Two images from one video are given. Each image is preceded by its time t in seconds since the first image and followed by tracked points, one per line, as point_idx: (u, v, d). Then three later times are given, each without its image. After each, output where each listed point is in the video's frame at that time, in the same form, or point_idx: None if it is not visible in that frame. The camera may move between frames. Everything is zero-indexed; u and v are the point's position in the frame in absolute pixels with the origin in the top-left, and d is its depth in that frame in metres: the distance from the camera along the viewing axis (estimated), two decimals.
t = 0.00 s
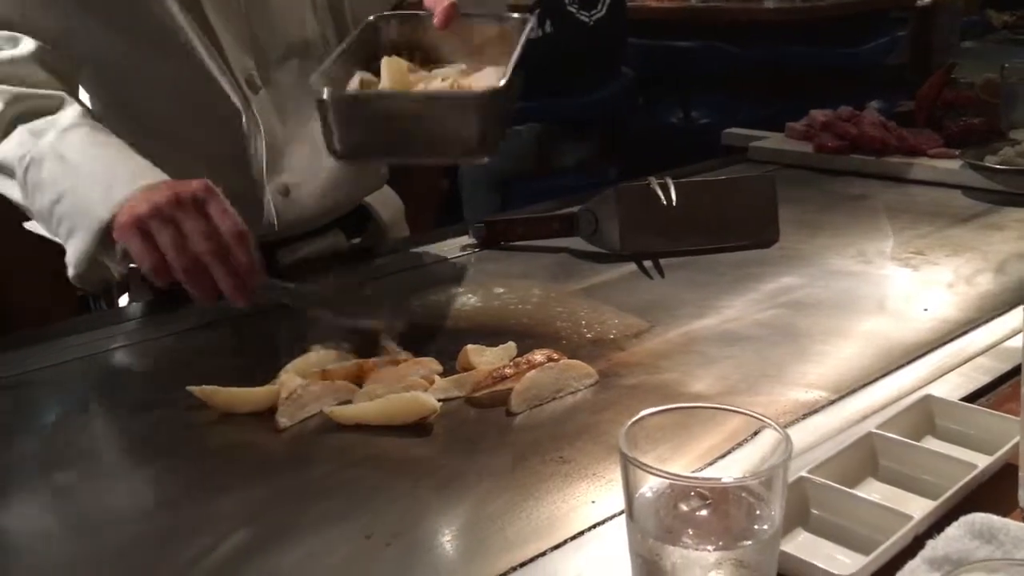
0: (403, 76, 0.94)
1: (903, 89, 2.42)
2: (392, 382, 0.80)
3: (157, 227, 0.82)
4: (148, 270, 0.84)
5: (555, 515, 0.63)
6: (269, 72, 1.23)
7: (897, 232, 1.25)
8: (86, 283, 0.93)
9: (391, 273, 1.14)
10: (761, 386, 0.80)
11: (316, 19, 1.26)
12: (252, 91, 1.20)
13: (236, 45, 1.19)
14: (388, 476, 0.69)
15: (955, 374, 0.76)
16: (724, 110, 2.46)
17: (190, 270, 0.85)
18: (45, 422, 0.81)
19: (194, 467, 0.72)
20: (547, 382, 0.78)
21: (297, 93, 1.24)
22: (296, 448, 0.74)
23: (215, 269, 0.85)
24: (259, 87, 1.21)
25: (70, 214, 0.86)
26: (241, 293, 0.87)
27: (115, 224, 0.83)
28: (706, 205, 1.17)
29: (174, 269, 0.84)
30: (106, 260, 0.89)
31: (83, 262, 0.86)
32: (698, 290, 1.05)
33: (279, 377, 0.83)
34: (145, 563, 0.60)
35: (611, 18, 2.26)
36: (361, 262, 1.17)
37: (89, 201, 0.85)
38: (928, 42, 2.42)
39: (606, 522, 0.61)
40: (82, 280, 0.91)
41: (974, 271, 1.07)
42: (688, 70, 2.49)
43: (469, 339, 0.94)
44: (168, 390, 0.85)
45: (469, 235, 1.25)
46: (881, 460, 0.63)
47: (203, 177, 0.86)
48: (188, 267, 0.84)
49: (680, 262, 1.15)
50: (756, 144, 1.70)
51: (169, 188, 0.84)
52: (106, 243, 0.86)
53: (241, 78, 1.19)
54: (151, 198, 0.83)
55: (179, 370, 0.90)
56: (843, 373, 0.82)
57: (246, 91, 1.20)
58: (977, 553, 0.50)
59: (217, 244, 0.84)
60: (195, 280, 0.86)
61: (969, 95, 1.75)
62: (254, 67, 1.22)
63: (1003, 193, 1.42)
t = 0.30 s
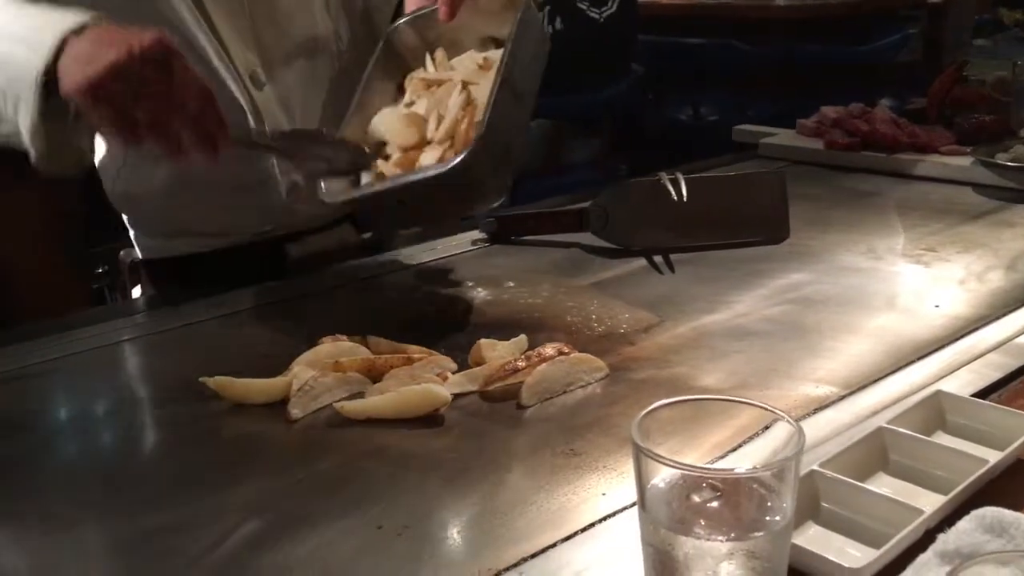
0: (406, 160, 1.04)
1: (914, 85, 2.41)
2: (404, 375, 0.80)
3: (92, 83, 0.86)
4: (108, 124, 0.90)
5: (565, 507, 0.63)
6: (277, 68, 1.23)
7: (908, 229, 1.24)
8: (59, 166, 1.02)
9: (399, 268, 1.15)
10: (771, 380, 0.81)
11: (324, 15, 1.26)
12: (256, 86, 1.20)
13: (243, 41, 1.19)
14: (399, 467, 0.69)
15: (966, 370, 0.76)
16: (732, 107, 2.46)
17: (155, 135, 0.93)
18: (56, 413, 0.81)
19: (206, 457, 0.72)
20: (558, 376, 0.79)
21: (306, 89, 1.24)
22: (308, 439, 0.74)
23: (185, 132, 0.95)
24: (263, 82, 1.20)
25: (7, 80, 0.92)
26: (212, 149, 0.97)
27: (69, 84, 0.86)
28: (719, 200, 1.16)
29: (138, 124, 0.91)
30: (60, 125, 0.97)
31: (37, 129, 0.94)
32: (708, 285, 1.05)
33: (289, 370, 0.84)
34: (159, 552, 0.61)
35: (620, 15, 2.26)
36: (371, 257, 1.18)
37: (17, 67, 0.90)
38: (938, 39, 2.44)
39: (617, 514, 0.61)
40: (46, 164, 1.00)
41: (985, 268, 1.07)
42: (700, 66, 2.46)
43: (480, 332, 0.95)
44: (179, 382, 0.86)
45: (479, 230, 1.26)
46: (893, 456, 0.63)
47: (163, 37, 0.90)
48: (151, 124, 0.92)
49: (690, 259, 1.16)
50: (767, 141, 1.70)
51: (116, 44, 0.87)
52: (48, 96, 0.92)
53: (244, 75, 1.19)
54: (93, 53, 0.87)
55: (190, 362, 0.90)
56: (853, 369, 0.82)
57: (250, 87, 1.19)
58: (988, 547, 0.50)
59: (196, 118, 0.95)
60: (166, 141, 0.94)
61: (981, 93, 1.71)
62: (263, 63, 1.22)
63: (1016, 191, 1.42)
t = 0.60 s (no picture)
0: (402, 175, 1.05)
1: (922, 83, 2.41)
2: (413, 367, 0.80)
3: (248, 80, 0.79)
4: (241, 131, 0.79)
5: (574, 499, 0.63)
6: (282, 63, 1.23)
7: (916, 226, 1.24)
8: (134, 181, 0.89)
9: (406, 262, 1.15)
10: (780, 375, 0.81)
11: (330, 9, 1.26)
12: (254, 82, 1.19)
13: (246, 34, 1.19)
14: (407, 458, 0.69)
15: (975, 366, 0.76)
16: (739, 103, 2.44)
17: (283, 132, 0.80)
18: (63, 404, 0.81)
19: (214, 447, 0.72)
20: (566, 369, 0.79)
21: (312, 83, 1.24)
22: (315, 431, 0.74)
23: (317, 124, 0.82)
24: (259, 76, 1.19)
25: (117, 87, 0.84)
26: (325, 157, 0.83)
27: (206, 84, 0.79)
28: (726, 195, 1.17)
29: (266, 125, 0.79)
30: (169, 134, 0.87)
31: (148, 134, 0.84)
32: (716, 280, 1.05)
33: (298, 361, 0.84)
34: (168, 540, 0.61)
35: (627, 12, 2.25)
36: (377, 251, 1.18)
37: (137, 71, 0.83)
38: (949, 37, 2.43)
39: (626, 506, 0.61)
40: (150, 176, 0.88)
41: (995, 265, 1.07)
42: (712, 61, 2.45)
43: (488, 325, 0.95)
44: (185, 375, 0.86)
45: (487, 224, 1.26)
46: (903, 450, 0.63)
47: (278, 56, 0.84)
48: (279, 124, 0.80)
49: (698, 254, 1.16)
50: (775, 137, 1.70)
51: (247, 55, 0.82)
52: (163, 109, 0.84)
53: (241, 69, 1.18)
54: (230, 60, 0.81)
55: (197, 353, 0.90)
56: (862, 364, 0.82)
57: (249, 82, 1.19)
58: (998, 540, 0.50)
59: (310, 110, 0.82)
60: (283, 142, 0.81)
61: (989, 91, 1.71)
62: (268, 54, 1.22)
63: None
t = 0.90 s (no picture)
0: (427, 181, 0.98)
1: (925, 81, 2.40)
2: (416, 363, 0.80)
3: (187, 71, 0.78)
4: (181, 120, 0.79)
5: (576, 495, 0.63)
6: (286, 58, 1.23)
7: (919, 224, 1.24)
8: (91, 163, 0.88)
9: (409, 258, 1.15)
10: (783, 372, 0.81)
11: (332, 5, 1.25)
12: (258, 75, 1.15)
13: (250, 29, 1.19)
14: (409, 454, 0.69)
15: (978, 364, 0.76)
16: (743, 104, 2.45)
17: (220, 122, 0.80)
18: (65, 398, 0.82)
19: (216, 442, 0.73)
20: (569, 365, 0.79)
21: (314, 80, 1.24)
22: (318, 426, 0.74)
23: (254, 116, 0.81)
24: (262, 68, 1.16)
25: (61, 68, 0.83)
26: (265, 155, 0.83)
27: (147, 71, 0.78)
28: (730, 193, 1.18)
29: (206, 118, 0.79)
30: (112, 119, 0.86)
31: (93, 116, 0.83)
32: (718, 278, 1.05)
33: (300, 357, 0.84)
34: (171, 534, 0.61)
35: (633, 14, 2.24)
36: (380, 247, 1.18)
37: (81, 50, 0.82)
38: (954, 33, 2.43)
39: (627, 502, 0.61)
40: (95, 158, 0.88)
41: (997, 264, 1.07)
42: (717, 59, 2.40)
43: (490, 321, 0.95)
44: (187, 370, 0.86)
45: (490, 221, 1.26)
46: (905, 448, 0.63)
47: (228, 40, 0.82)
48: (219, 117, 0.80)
49: (701, 251, 1.16)
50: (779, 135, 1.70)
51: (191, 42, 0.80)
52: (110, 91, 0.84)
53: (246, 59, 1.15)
54: (172, 47, 0.80)
55: (199, 348, 0.91)
56: (865, 362, 0.82)
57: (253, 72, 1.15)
58: (1000, 538, 0.50)
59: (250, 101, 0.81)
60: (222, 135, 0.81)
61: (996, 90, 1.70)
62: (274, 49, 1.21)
63: None
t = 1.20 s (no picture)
0: (441, 174, 0.95)
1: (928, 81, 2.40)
2: (419, 360, 0.80)
3: (99, 112, 0.72)
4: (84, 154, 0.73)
5: (579, 492, 0.63)
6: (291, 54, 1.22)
7: (922, 224, 1.24)
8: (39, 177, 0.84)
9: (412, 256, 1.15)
10: (785, 371, 0.81)
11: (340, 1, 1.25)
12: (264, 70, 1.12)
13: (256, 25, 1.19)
14: (412, 451, 0.69)
15: (981, 363, 0.76)
16: (745, 103, 2.43)
17: (126, 171, 0.74)
18: (68, 394, 0.82)
19: (218, 439, 0.73)
20: (572, 363, 0.79)
21: (320, 75, 1.24)
22: (321, 423, 0.75)
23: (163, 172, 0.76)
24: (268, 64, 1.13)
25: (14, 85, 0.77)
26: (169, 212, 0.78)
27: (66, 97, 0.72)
28: (732, 193, 1.18)
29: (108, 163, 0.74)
30: (65, 137, 0.80)
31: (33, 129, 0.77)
32: (721, 277, 1.05)
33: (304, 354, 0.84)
34: (174, 530, 0.61)
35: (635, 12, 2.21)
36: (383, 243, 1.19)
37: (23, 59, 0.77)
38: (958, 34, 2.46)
39: (630, 500, 0.61)
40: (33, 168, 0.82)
41: (1000, 264, 1.07)
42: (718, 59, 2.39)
43: (493, 319, 0.95)
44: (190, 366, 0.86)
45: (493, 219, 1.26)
46: (908, 446, 0.63)
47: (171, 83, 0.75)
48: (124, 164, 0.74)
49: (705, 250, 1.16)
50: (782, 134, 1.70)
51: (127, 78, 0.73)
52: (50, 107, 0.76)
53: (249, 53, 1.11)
54: (106, 78, 0.73)
55: (202, 345, 0.91)
56: (868, 361, 0.82)
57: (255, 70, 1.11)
58: (1004, 536, 0.50)
59: (162, 160, 0.75)
60: (126, 182, 0.75)
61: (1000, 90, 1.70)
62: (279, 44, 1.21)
63: None
